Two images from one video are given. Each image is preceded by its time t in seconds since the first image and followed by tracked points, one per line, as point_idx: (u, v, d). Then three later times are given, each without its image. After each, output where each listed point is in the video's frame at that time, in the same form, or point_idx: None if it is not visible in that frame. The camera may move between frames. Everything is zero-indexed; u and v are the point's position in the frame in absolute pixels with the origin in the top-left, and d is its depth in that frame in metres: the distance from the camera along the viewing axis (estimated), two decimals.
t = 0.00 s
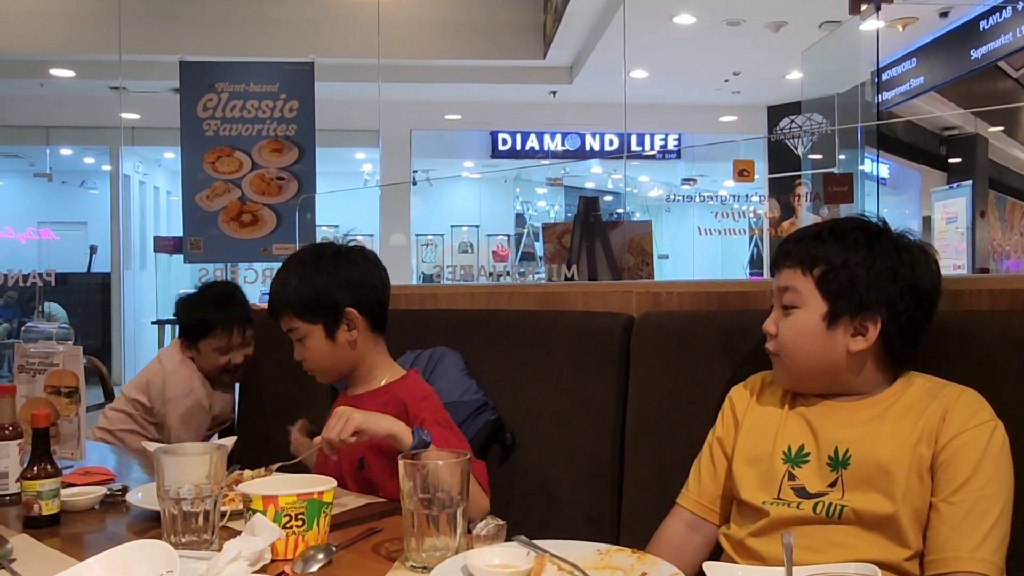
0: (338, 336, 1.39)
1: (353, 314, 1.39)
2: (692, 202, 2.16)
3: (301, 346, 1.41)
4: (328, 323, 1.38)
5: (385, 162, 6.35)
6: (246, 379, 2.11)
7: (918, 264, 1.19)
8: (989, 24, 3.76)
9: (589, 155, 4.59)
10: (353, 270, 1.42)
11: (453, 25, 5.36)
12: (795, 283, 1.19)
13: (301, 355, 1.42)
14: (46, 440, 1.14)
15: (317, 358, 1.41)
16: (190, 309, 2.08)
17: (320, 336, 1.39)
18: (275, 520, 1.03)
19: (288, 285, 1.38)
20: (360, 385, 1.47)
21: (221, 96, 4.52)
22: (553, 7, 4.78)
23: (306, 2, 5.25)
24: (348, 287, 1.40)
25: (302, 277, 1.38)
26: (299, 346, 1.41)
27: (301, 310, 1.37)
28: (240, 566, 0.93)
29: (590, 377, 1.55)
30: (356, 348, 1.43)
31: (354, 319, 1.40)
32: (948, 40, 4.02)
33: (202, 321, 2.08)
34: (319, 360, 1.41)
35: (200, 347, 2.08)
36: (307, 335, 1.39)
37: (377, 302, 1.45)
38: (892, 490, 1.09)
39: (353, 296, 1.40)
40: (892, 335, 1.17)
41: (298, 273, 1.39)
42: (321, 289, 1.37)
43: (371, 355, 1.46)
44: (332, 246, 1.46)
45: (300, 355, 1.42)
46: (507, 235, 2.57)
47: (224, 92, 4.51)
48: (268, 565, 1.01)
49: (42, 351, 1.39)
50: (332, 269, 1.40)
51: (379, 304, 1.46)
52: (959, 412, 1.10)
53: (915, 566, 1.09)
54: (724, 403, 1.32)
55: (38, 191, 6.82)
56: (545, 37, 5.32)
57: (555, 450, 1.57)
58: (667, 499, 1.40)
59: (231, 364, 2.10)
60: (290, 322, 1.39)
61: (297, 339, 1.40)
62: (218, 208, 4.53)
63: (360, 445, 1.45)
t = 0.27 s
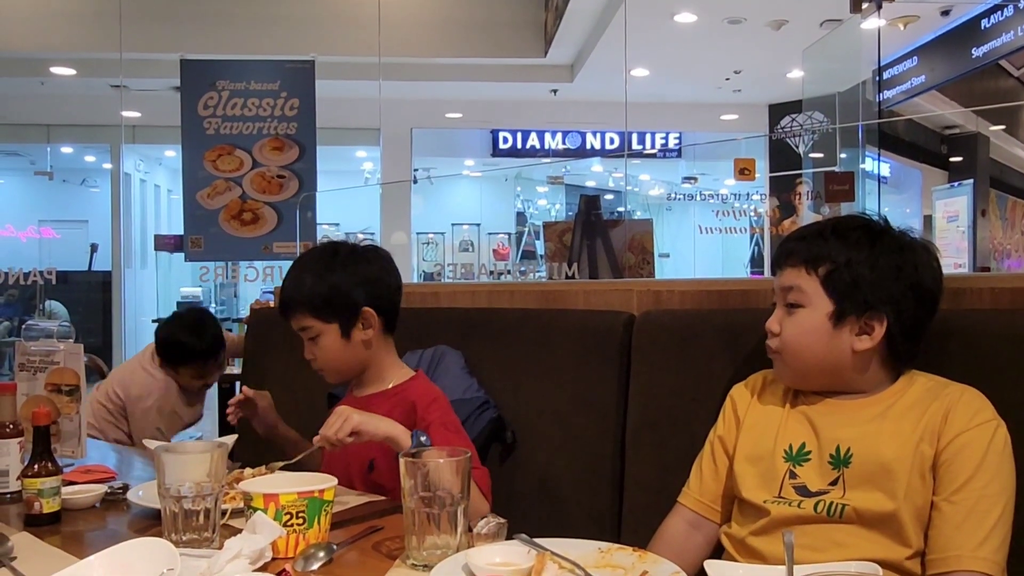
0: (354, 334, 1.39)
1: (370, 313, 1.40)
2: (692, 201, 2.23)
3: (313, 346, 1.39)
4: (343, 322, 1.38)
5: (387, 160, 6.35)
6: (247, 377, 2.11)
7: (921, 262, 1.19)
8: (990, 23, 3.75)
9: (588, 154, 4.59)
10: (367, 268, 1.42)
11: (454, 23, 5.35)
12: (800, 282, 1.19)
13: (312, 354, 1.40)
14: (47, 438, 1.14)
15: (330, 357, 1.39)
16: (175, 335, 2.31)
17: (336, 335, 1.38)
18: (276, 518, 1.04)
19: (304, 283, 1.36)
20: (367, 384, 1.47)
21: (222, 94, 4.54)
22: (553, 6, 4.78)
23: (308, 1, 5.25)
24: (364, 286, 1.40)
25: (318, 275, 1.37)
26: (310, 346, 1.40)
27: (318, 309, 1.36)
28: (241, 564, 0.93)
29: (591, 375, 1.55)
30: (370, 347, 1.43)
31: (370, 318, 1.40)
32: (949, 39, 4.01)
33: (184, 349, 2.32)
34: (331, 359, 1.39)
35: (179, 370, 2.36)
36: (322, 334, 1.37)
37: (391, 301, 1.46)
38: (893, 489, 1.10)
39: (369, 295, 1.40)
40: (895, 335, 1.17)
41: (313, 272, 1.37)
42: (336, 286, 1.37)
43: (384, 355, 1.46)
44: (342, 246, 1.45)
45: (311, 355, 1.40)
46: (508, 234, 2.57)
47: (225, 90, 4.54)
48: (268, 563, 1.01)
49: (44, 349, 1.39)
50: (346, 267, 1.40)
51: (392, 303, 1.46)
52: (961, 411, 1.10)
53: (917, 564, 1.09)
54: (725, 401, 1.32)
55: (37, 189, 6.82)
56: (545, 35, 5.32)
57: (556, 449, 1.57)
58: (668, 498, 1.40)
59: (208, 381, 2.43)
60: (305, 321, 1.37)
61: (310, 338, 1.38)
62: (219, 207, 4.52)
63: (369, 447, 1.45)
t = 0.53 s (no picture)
0: (360, 332, 1.40)
1: (376, 311, 1.41)
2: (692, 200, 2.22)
3: (318, 346, 1.38)
4: (349, 321, 1.38)
5: (387, 159, 6.35)
6: (248, 375, 2.11)
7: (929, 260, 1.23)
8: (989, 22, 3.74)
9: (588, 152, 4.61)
10: (371, 266, 1.43)
11: (453, 22, 5.35)
12: (833, 280, 1.16)
13: (316, 353, 1.40)
14: (49, 435, 1.15)
15: (336, 356, 1.39)
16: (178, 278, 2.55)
17: (342, 334, 1.38)
18: (277, 515, 1.04)
19: (310, 283, 1.35)
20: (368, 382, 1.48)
21: (223, 92, 4.55)
22: (552, 5, 4.79)
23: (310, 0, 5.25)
24: (369, 283, 1.41)
25: (323, 275, 1.36)
26: (313, 346, 1.39)
27: (325, 308, 1.35)
28: (243, 563, 0.93)
29: (591, 374, 1.55)
30: (374, 344, 1.43)
31: (376, 316, 1.41)
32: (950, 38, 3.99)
33: (183, 287, 2.55)
34: (336, 358, 1.39)
35: (177, 309, 2.54)
36: (328, 333, 1.37)
37: (393, 298, 1.47)
38: (891, 487, 1.10)
39: (374, 292, 1.41)
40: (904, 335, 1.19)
41: (318, 271, 1.36)
42: (343, 284, 1.37)
43: (388, 351, 1.47)
44: (342, 245, 1.45)
45: (315, 354, 1.39)
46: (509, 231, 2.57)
47: (226, 88, 4.55)
48: (268, 561, 1.01)
49: (46, 345, 1.39)
50: (352, 265, 1.40)
51: (394, 300, 1.48)
52: (959, 409, 1.10)
53: (916, 563, 1.09)
54: (722, 399, 1.33)
55: (39, 186, 6.73)
56: (546, 33, 5.31)
57: (556, 447, 1.58)
58: (668, 496, 1.40)
59: (203, 330, 2.57)
60: (310, 321, 1.36)
61: (314, 338, 1.37)
62: (220, 205, 4.53)
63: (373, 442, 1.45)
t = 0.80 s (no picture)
0: (369, 325, 1.47)
1: (384, 304, 1.48)
2: (681, 200, 2.29)
3: (330, 340, 1.45)
4: (360, 315, 1.45)
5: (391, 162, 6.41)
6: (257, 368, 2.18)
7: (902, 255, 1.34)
8: (962, 32, 3.88)
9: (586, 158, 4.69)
10: (376, 262, 1.50)
11: (455, 30, 5.40)
12: (852, 282, 1.21)
13: (327, 347, 1.46)
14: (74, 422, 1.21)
15: (346, 349, 1.46)
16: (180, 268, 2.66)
17: (353, 327, 1.44)
18: (289, 498, 1.11)
19: (322, 281, 1.41)
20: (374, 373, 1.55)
21: (239, 98, 4.64)
22: (550, 14, 4.86)
23: (318, 8, 5.31)
24: (377, 279, 1.48)
25: (333, 272, 1.42)
26: (324, 340, 1.45)
27: (337, 304, 1.41)
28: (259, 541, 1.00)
29: (587, 365, 1.61)
30: (383, 336, 1.51)
31: (384, 308, 1.49)
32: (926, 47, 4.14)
33: (191, 273, 2.66)
34: (346, 351, 1.46)
35: (188, 293, 2.63)
36: (341, 327, 1.43)
37: (398, 291, 1.55)
38: (870, 471, 1.17)
39: (381, 286, 1.49)
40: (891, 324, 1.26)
41: (327, 270, 1.43)
42: (354, 281, 1.43)
43: (394, 343, 1.54)
44: (346, 243, 1.51)
45: (327, 348, 1.46)
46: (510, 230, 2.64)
47: (241, 95, 4.64)
48: (282, 541, 1.08)
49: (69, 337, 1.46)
50: (360, 261, 1.46)
51: (398, 293, 1.55)
52: (934, 399, 1.17)
53: (892, 543, 1.16)
54: (710, 389, 1.39)
55: (65, 189, 6.79)
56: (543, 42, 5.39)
57: (554, 435, 1.64)
58: (659, 482, 1.47)
59: (216, 308, 2.65)
60: (323, 316, 1.42)
61: (326, 332, 1.44)
62: (234, 206, 4.52)
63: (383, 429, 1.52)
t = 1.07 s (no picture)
0: (386, 310, 1.65)
1: (397, 292, 1.68)
2: (657, 204, 2.47)
3: (350, 324, 1.62)
4: (377, 302, 1.63)
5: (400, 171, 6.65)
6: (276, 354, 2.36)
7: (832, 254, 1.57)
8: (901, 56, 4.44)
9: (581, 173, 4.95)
10: (387, 256, 1.69)
11: (461, 50, 5.65)
12: (830, 276, 1.38)
13: (347, 331, 1.63)
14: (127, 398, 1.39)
15: (365, 332, 1.63)
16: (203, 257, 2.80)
17: (372, 311, 1.62)
18: (314, 463, 1.29)
19: (347, 274, 1.58)
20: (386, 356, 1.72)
21: (271, 115, 4.77)
22: (543, 44, 5.14)
23: (334, 29, 5.47)
24: (390, 270, 1.67)
25: (355, 266, 1.60)
26: (344, 325, 1.62)
27: (361, 293, 1.59)
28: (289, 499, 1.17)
29: (577, 351, 1.79)
30: (395, 321, 1.69)
31: (397, 295, 1.68)
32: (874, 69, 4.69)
33: (215, 263, 2.79)
34: (365, 334, 1.63)
35: (216, 282, 2.79)
36: (364, 314, 1.61)
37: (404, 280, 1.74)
38: (822, 440, 1.34)
39: (394, 276, 1.68)
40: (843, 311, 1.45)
41: (348, 266, 1.60)
42: (373, 271, 1.62)
43: (402, 330, 1.72)
44: (359, 241, 1.68)
45: (348, 332, 1.63)
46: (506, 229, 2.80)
47: (274, 112, 4.75)
48: (309, 500, 1.26)
49: (122, 324, 1.64)
50: (375, 254, 1.65)
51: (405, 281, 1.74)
52: (878, 379, 1.35)
53: (839, 503, 1.33)
54: (683, 369, 1.57)
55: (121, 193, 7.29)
56: (534, 66, 5.73)
57: (547, 414, 1.81)
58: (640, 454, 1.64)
59: (241, 294, 2.83)
60: (346, 303, 1.59)
61: (348, 318, 1.61)
62: (267, 209, 4.66)
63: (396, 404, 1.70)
